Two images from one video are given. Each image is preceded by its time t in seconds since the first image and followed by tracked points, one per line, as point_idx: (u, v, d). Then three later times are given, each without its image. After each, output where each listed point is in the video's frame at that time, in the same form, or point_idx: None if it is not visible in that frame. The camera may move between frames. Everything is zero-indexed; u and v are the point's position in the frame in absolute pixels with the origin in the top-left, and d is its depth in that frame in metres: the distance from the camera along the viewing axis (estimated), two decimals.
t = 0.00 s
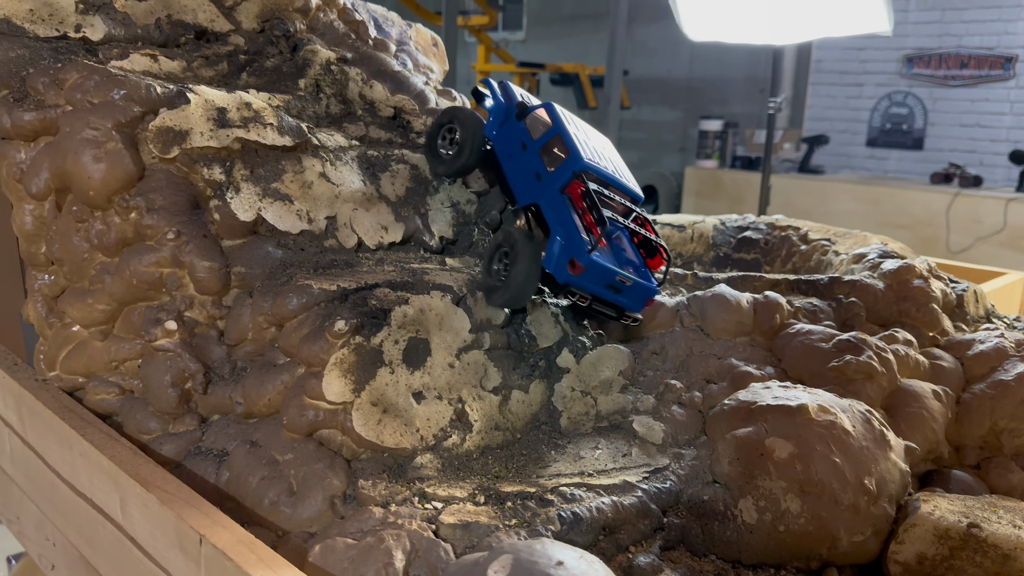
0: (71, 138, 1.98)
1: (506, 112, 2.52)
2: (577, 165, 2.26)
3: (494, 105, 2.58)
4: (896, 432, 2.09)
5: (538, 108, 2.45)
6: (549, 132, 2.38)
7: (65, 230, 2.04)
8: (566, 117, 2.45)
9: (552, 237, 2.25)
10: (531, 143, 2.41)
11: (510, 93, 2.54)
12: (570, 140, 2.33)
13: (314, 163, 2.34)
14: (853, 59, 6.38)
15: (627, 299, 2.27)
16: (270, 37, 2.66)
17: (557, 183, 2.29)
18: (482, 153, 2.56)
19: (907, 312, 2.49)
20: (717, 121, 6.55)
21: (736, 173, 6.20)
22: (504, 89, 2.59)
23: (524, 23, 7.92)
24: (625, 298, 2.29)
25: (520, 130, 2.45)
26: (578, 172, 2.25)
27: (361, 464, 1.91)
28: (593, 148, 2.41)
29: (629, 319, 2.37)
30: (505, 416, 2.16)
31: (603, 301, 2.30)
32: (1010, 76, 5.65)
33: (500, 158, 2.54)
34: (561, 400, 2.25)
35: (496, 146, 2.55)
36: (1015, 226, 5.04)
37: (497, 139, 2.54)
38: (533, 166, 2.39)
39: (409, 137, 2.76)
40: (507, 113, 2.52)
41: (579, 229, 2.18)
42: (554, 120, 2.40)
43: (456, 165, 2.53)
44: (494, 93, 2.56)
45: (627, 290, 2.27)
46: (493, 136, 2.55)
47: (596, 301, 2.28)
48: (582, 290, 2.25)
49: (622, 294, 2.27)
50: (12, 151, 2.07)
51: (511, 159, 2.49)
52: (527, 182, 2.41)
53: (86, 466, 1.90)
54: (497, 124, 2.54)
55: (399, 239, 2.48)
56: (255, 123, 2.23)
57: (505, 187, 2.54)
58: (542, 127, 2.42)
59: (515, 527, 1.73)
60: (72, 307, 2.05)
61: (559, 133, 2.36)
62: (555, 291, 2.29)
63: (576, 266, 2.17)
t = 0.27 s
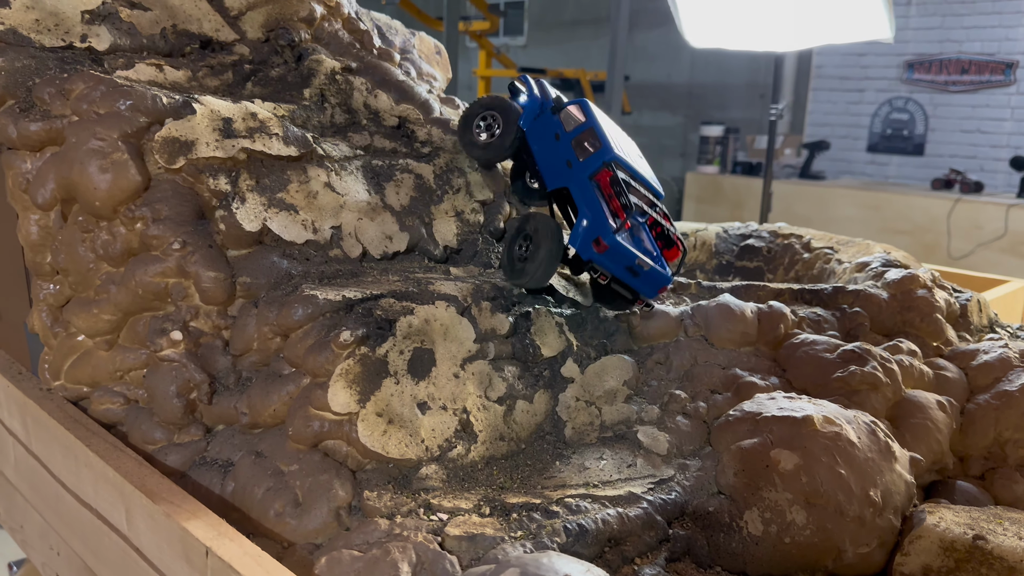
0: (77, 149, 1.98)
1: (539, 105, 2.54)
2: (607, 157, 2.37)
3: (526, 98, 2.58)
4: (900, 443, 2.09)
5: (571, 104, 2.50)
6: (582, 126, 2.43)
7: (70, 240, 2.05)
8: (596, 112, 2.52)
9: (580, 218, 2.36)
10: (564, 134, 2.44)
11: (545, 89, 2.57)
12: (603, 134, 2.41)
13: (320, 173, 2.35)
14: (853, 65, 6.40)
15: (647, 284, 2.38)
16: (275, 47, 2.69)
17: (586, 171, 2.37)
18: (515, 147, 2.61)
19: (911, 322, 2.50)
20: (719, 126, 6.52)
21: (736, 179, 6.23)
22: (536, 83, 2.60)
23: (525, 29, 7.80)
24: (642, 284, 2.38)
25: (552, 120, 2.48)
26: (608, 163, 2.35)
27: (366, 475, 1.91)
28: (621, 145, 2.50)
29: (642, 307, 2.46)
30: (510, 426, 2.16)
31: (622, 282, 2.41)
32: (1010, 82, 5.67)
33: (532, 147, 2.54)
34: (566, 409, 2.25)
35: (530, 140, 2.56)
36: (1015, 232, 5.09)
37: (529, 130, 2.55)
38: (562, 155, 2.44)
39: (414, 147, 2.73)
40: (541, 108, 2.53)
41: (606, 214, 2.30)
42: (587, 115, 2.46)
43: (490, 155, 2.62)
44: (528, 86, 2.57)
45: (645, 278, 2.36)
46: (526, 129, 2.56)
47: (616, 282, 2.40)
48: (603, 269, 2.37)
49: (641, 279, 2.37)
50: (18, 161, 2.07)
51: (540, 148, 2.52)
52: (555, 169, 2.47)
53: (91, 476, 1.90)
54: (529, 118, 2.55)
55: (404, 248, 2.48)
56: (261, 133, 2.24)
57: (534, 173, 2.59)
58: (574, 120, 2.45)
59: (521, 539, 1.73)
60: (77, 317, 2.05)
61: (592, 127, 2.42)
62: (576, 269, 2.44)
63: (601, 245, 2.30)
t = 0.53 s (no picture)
0: (86, 161, 1.99)
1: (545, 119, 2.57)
2: (619, 170, 2.38)
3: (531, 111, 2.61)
4: (905, 455, 2.10)
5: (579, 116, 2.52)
6: (591, 139, 2.45)
7: (79, 251, 2.06)
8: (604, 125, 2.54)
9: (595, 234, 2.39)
10: (573, 147, 2.47)
11: (549, 102, 2.60)
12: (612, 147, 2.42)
13: (326, 184, 2.35)
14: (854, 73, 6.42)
15: (662, 299, 2.37)
16: (281, 58, 2.70)
17: (599, 185, 2.39)
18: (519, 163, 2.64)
19: (915, 334, 2.51)
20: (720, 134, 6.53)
21: (737, 187, 6.24)
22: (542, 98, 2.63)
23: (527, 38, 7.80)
24: (657, 298, 2.37)
25: (561, 135, 2.51)
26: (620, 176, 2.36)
27: (373, 487, 1.91)
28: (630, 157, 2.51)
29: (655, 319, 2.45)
30: (515, 437, 2.16)
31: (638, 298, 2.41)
32: (1011, 90, 5.68)
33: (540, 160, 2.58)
34: (571, 421, 2.25)
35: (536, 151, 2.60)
36: (1017, 240, 5.06)
37: (536, 144, 2.58)
38: (573, 169, 2.47)
39: (420, 158, 2.75)
40: (547, 120, 2.56)
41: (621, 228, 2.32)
42: (596, 127, 2.48)
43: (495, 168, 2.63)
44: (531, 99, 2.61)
45: (660, 291, 2.35)
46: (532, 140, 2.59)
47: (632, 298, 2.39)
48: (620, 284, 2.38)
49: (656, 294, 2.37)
50: (27, 172, 2.08)
51: (550, 163, 2.55)
52: (567, 184, 2.49)
53: (99, 487, 1.91)
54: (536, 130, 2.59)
55: (410, 258, 2.48)
56: (268, 145, 2.25)
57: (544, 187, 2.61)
58: (583, 133, 2.48)
59: (526, 552, 1.74)
60: (85, 328, 2.05)
61: (601, 140, 2.44)
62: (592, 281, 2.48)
63: (618, 261, 2.31)
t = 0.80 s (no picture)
0: (83, 189, 2.00)
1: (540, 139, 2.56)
2: (616, 194, 2.40)
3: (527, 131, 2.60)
4: (902, 485, 2.09)
5: (574, 138, 2.53)
6: (587, 161, 2.46)
7: (75, 279, 2.06)
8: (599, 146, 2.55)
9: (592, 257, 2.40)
10: (569, 168, 2.47)
11: (545, 122, 2.58)
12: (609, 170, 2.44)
13: (323, 211, 2.35)
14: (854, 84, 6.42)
15: (660, 320, 2.38)
16: (280, 82, 2.70)
17: (596, 208, 2.40)
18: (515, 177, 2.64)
19: (912, 359, 2.50)
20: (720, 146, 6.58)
21: (737, 199, 6.24)
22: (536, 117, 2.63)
23: (528, 47, 7.96)
24: (654, 319, 2.38)
25: (557, 156, 2.51)
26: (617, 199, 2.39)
27: (367, 518, 1.91)
28: (625, 179, 2.53)
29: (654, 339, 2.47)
30: (511, 466, 2.15)
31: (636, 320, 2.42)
32: (1012, 102, 5.69)
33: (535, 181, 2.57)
34: (568, 448, 2.24)
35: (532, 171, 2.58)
36: (1017, 253, 5.05)
37: (533, 164, 2.57)
38: (570, 191, 2.47)
39: (417, 182, 2.74)
40: (542, 140, 2.55)
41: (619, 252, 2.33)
42: (591, 149, 2.49)
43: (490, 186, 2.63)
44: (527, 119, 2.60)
45: (658, 313, 2.36)
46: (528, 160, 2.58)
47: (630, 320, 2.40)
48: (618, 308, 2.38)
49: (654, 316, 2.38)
50: (23, 200, 2.09)
51: (546, 183, 2.54)
52: (563, 206, 2.49)
53: (93, 518, 1.90)
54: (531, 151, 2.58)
55: (406, 284, 2.48)
56: (265, 172, 2.26)
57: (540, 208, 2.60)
58: (578, 155, 2.49)
59: None
60: (80, 356, 2.05)
61: (597, 162, 2.45)
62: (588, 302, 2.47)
63: (616, 285, 2.32)
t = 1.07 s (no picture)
0: (83, 208, 1.99)
1: (534, 144, 2.55)
2: (611, 202, 2.42)
3: (522, 135, 2.60)
4: (904, 506, 2.08)
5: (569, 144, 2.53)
6: (582, 168, 2.47)
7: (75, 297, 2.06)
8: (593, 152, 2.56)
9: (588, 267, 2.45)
10: (565, 176, 2.48)
11: (539, 126, 2.59)
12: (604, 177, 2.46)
13: (324, 228, 2.35)
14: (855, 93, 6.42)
15: (652, 326, 2.48)
16: (282, 99, 2.70)
17: (591, 217, 2.43)
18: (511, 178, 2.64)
19: (915, 377, 2.51)
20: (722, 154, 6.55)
21: (739, 207, 6.23)
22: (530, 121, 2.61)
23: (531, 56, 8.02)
24: (648, 326, 2.48)
25: (552, 162, 2.51)
26: (613, 208, 2.41)
27: (367, 540, 1.90)
28: (619, 184, 2.54)
29: (646, 343, 2.59)
30: (512, 486, 2.14)
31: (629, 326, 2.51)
32: (1013, 111, 5.69)
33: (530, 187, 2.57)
34: (569, 467, 2.23)
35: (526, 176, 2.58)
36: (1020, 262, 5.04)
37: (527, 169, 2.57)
38: (565, 199, 2.48)
39: (418, 198, 2.73)
40: (536, 145, 2.55)
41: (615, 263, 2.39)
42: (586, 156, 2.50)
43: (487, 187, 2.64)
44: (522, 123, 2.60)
45: (651, 320, 2.45)
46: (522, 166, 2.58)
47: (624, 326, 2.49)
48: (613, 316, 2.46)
49: (647, 322, 2.47)
50: (25, 218, 2.09)
51: (540, 190, 2.54)
52: (558, 213, 2.50)
53: (92, 538, 1.90)
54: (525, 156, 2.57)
55: (407, 301, 2.48)
56: (266, 190, 2.25)
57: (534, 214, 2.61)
58: (573, 162, 2.50)
59: None
60: (80, 374, 2.05)
61: (592, 170, 2.46)
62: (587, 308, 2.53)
63: (612, 296, 2.38)
